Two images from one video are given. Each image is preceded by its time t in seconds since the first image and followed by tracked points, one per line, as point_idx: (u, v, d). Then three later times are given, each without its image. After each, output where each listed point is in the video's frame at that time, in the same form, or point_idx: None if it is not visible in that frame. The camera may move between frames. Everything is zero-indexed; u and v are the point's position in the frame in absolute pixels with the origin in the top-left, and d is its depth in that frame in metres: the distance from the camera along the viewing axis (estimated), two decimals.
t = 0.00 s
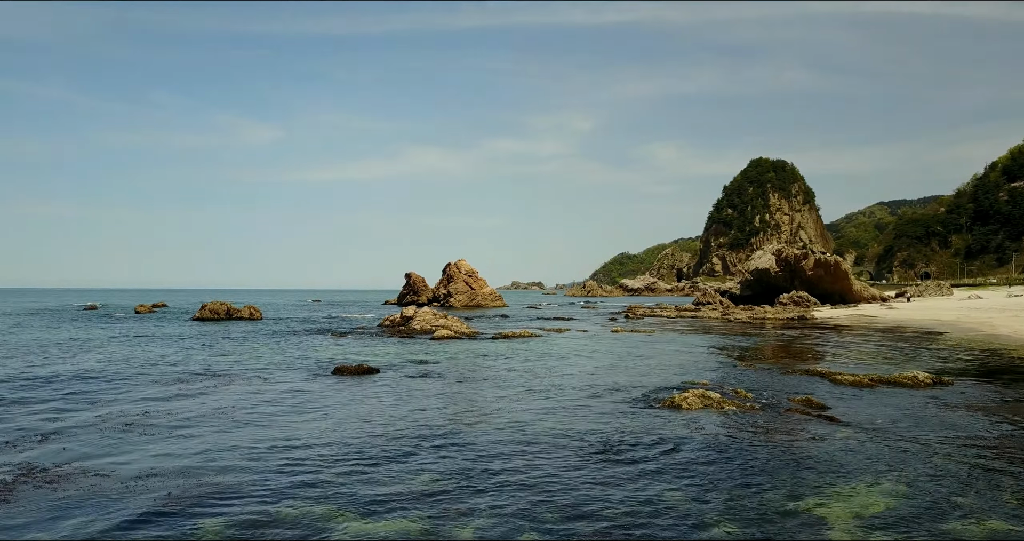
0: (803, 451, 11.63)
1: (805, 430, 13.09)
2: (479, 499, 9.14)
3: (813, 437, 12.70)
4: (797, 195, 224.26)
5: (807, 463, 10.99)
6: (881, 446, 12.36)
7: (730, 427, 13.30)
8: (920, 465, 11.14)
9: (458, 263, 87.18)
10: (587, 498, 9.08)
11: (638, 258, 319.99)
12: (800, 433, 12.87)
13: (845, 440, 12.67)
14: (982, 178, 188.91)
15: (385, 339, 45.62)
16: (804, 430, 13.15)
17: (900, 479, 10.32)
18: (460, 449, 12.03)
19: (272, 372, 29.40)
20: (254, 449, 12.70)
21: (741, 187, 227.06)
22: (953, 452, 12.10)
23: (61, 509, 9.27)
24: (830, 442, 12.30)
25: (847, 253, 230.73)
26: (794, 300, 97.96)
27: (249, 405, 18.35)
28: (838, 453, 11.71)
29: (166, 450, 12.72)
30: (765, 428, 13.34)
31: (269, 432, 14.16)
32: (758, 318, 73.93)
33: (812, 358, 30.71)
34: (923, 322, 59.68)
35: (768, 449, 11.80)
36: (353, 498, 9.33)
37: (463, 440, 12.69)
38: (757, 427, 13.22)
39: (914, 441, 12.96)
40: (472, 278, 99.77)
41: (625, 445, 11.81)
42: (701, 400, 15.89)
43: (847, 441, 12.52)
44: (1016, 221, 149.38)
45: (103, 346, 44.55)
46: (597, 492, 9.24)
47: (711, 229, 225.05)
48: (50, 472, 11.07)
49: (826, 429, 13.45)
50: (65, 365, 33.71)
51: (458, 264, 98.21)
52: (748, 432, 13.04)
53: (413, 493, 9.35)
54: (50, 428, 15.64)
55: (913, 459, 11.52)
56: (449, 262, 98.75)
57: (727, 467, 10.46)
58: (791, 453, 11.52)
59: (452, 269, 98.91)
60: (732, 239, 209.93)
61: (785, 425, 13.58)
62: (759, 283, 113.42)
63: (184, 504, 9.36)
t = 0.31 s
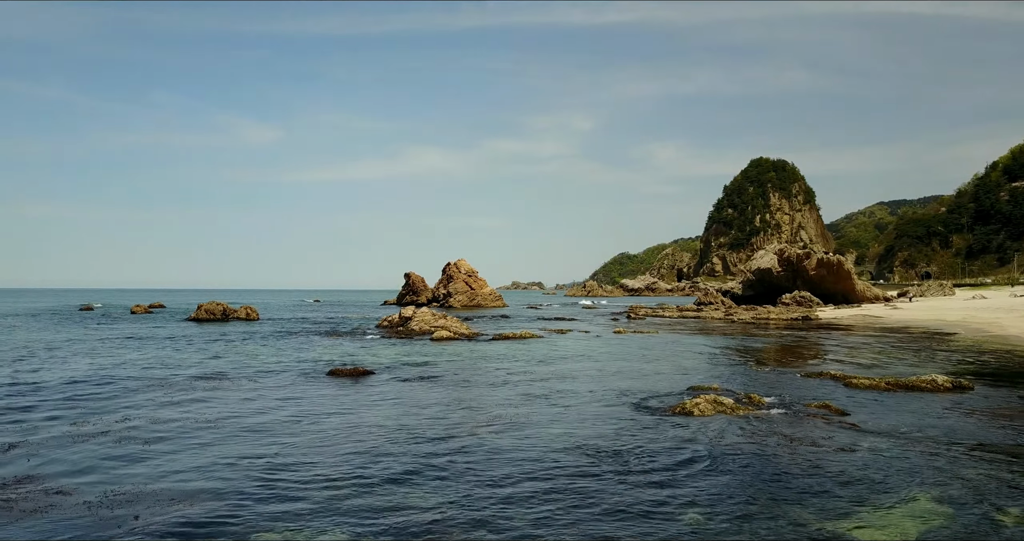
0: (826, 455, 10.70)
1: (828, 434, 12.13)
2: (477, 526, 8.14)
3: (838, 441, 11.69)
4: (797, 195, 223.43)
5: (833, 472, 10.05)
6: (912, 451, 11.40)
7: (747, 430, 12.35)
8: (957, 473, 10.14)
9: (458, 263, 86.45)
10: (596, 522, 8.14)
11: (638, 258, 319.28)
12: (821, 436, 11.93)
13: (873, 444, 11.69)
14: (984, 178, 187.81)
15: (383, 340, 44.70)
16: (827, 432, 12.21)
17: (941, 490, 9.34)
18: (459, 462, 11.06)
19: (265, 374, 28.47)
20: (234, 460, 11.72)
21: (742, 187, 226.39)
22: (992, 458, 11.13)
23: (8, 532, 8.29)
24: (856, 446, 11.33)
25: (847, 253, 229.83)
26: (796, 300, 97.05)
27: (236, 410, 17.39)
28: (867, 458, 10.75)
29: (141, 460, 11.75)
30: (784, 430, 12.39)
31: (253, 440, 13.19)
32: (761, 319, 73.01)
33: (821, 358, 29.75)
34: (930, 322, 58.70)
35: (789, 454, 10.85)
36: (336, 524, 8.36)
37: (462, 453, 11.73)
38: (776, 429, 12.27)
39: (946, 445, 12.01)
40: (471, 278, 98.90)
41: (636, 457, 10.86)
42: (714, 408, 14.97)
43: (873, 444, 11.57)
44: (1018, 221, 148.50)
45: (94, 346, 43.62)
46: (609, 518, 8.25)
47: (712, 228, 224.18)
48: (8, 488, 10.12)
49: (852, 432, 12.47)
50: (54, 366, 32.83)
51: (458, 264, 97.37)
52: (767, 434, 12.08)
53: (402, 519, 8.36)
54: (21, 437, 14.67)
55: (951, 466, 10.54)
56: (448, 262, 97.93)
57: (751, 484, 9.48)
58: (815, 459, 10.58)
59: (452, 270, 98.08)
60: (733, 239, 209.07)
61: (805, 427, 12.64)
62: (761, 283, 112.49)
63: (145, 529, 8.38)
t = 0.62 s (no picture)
0: (860, 469, 9.77)
1: (855, 444, 11.24)
2: None
3: (871, 453, 10.75)
4: (798, 195, 222.48)
5: (870, 489, 9.13)
6: (951, 463, 10.46)
7: (768, 440, 11.47)
8: (1006, 489, 9.21)
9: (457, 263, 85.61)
10: None
11: (638, 258, 318.36)
12: (850, 447, 11.02)
13: (908, 455, 10.76)
14: (986, 178, 186.59)
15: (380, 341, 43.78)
16: (855, 442, 11.30)
17: (992, 510, 8.41)
18: (458, 478, 10.20)
19: (258, 376, 27.59)
20: (218, 476, 10.89)
21: (742, 187, 225.67)
22: None
23: None
24: (891, 459, 10.39)
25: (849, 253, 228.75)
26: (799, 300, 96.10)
27: (224, 418, 16.51)
28: (906, 473, 9.81)
29: (116, 475, 10.92)
30: (808, 439, 11.49)
31: (238, 454, 12.31)
32: (765, 319, 72.13)
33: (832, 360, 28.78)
34: (936, 323, 57.73)
35: (818, 468, 9.95)
36: None
37: (463, 467, 10.86)
38: (800, 439, 11.36)
39: (987, 456, 11.07)
40: (471, 278, 98.05)
41: (651, 473, 9.96)
42: (729, 415, 14.10)
43: (908, 455, 10.65)
44: (1019, 221, 147.45)
45: (86, 347, 42.77)
46: None
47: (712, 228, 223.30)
48: None
49: (882, 442, 11.55)
50: (43, 367, 31.99)
51: (457, 264, 96.52)
52: (791, 444, 11.19)
53: None
54: None
55: (998, 481, 9.60)
56: (448, 262, 97.06)
57: (781, 503, 8.55)
58: (848, 474, 9.67)
59: (452, 270, 97.24)
60: (733, 238, 208.12)
61: (830, 435, 11.73)
62: (763, 283, 111.59)
63: None
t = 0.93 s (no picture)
0: (897, 488, 8.83)
1: (888, 456, 10.29)
2: None
3: (906, 466, 9.82)
4: (799, 195, 221.62)
5: (912, 510, 8.18)
6: (995, 477, 9.52)
7: (792, 452, 10.54)
8: None
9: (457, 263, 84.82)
10: None
11: (638, 258, 317.56)
12: (882, 459, 10.07)
13: (946, 468, 9.83)
14: (987, 178, 185.56)
15: (378, 342, 43.02)
16: (887, 455, 10.35)
17: None
18: (455, 500, 9.33)
19: (251, 379, 26.78)
20: (195, 497, 10.04)
21: (743, 187, 224.98)
22: None
23: None
24: (930, 474, 9.44)
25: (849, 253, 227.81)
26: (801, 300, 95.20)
27: (214, 427, 15.76)
28: (948, 489, 8.86)
29: (85, 496, 10.08)
30: (835, 450, 10.57)
31: (226, 469, 11.56)
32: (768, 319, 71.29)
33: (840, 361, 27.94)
34: (942, 324, 56.82)
35: (852, 486, 9.03)
36: None
37: (464, 487, 10.03)
38: (825, 449, 10.47)
39: None
40: (471, 278, 97.25)
41: (666, 495, 9.04)
42: (743, 424, 13.29)
43: (947, 469, 9.70)
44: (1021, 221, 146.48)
45: (78, 349, 41.98)
46: None
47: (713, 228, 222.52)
48: None
49: (915, 452, 10.61)
50: (34, 370, 31.26)
51: (457, 264, 95.73)
52: (817, 456, 10.25)
53: None
54: None
55: None
56: (447, 262, 96.27)
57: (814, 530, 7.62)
58: (885, 492, 8.74)
59: (452, 270, 96.47)
60: (734, 238, 207.24)
61: (857, 445, 10.81)
62: (765, 283, 110.74)
63: None
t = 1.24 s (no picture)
0: (942, 511, 7.89)
1: (925, 471, 9.38)
2: None
3: (948, 484, 8.87)
4: (800, 195, 220.63)
5: (960, 535, 7.29)
6: None
7: (820, 467, 9.69)
8: None
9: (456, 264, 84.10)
10: None
11: (638, 258, 316.76)
12: (922, 476, 9.14)
13: (993, 486, 8.89)
14: (988, 178, 184.56)
15: (376, 343, 42.22)
16: (925, 470, 9.43)
17: None
18: (446, 516, 8.51)
19: (242, 381, 25.95)
20: (167, 511, 9.26)
21: (743, 187, 224.33)
22: None
23: None
24: (977, 494, 8.50)
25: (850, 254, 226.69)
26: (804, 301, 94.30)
27: (200, 431, 14.97)
28: (997, 510, 7.97)
29: (48, 510, 9.33)
30: (867, 464, 9.72)
31: (207, 479, 10.78)
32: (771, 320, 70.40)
33: (849, 363, 27.11)
34: (948, 325, 55.86)
35: (891, 505, 8.20)
36: None
37: (462, 499, 9.24)
38: (856, 464, 9.58)
39: None
40: (471, 278, 96.43)
41: (680, 515, 8.20)
42: (759, 433, 12.48)
43: (994, 488, 8.77)
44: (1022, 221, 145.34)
45: (70, 350, 41.24)
46: None
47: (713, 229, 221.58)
48: None
49: (955, 467, 9.69)
50: (23, 371, 30.53)
51: (456, 264, 94.94)
52: (850, 472, 9.40)
53: None
54: None
55: None
56: (447, 262, 95.51)
57: None
58: (927, 515, 7.83)
59: (452, 270, 95.70)
60: (734, 239, 206.38)
61: (889, 458, 10.00)
62: (768, 284, 109.89)
63: None
